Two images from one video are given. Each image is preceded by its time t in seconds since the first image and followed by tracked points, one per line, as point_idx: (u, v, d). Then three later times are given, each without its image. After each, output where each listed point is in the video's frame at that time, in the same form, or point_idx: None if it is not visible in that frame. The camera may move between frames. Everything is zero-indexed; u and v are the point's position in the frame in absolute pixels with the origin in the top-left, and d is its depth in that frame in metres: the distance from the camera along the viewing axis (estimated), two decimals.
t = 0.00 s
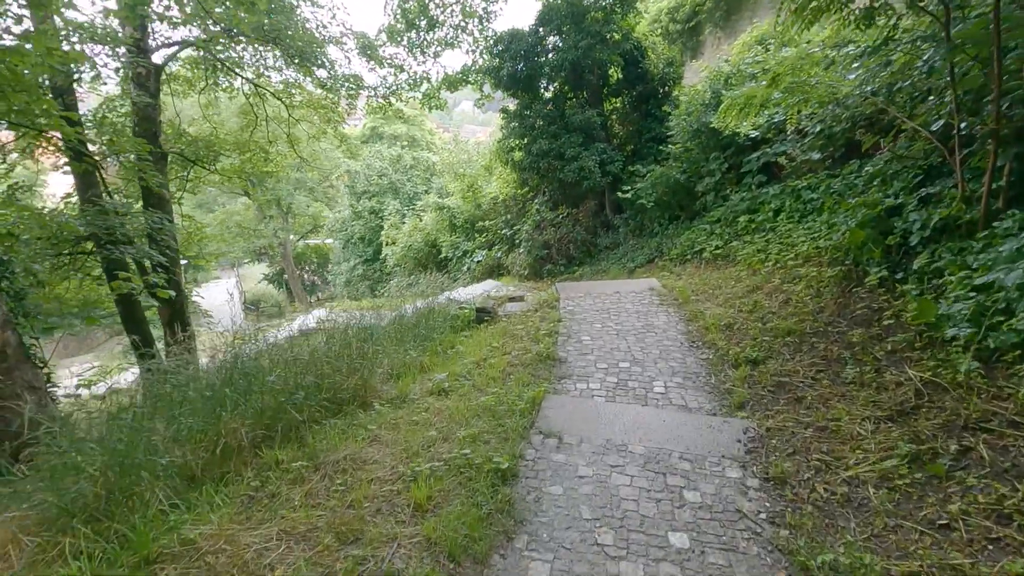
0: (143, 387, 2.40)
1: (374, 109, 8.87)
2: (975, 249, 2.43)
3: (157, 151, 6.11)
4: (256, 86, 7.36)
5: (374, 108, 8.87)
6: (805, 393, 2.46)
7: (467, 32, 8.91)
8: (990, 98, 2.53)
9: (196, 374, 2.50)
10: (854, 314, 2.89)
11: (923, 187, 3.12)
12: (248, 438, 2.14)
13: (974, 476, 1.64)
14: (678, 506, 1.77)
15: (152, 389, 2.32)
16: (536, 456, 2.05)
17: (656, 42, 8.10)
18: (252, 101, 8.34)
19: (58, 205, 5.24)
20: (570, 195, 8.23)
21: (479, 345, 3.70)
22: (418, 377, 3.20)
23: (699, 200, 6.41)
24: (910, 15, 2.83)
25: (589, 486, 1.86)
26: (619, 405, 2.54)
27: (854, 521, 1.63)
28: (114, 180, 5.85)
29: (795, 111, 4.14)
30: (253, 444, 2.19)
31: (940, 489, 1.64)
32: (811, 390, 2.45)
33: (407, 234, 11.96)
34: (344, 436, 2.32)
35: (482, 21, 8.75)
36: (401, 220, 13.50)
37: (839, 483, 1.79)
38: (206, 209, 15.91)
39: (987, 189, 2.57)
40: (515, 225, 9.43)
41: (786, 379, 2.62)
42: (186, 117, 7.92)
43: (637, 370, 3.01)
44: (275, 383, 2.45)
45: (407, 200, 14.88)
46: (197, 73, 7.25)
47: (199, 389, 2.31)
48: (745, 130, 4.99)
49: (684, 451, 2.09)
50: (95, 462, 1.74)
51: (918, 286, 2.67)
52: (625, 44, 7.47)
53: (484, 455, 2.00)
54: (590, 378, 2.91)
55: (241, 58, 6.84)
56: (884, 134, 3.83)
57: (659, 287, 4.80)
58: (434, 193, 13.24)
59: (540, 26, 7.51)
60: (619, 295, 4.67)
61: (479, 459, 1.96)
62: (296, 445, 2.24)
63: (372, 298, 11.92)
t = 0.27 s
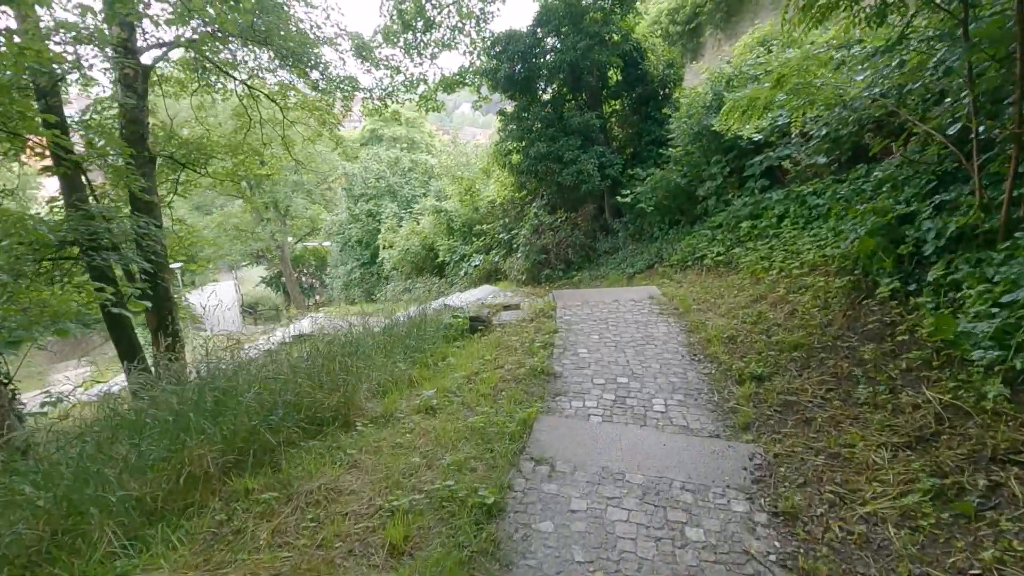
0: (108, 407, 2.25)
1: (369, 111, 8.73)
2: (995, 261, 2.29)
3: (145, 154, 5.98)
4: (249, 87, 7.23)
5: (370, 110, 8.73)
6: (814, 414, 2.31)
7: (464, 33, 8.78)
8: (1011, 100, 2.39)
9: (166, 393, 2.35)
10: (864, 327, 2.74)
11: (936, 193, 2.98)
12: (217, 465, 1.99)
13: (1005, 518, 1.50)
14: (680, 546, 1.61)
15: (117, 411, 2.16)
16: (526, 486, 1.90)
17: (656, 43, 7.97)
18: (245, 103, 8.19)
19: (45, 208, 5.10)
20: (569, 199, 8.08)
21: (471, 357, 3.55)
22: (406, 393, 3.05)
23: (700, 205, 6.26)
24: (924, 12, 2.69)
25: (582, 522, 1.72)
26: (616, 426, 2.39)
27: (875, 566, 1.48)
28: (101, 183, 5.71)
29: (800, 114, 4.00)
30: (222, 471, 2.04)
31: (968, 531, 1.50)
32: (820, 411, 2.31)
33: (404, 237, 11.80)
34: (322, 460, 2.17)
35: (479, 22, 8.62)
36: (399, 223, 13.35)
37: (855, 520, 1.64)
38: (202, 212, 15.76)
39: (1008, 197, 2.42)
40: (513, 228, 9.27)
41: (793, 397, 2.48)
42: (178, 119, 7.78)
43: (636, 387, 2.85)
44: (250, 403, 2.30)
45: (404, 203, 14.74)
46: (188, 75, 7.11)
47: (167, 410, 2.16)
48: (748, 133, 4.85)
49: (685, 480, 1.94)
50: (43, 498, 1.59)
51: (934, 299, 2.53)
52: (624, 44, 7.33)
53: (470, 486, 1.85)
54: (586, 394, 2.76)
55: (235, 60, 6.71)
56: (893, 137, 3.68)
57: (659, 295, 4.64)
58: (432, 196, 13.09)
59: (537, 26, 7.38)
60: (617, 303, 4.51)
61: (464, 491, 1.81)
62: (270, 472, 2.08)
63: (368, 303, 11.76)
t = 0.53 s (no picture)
0: (72, 423, 2.11)
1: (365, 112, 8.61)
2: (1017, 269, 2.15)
3: (133, 156, 5.85)
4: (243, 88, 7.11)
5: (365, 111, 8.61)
6: (824, 431, 2.18)
7: (461, 34, 8.66)
8: None
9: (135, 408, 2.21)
10: (875, 338, 2.61)
11: (947, 197, 2.85)
12: (185, 489, 1.85)
13: None
14: None
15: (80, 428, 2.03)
16: (516, 513, 1.76)
17: (656, 43, 7.84)
18: (239, 104, 8.06)
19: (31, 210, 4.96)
20: (567, 201, 7.94)
21: (463, 367, 3.40)
22: (393, 407, 2.90)
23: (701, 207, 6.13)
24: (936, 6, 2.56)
25: (575, 554, 1.58)
26: (613, 444, 2.25)
27: None
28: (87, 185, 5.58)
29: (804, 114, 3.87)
30: (190, 495, 1.90)
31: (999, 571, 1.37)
32: (831, 428, 2.17)
33: (401, 240, 11.66)
34: (299, 483, 2.03)
35: (476, 22, 8.57)
36: (396, 226, 13.22)
37: (873, 555, 1.51)
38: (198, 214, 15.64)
39: None
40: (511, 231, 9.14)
41: (801, 413, 2.34)
42: (170, 120, 7.65)
43: (634, 400, 2.71)
44: (224, 420, 2.16)
45: (402, 205, 14.61)
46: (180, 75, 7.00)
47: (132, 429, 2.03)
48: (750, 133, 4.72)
49: (687, 505, 1.80)
50: None
51: (950, 309, 2.39)
52: (624, 45, 7.21)
53: (455, 513, 1.71)
54: (582, 408, 2.63)
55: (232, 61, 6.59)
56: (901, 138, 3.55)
57: (659, 301, 4.51)
58: (430, 199, 12.96)
59: (535, 26, 7.26)
60: (616, 310, 4.37)
61: (449, 520, 1.67)
62: (243, 496, 1.95)
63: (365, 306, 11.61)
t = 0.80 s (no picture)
0: (39, 443, 1.99)
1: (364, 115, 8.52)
2: None
3: (127, 159, 5.70)
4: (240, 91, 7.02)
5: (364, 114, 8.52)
6: (837, 453, 2.04)
7: (461, 37, 8.57)
8: None
9: (106, 425, 2.09)
10: (888, 351, 2.48)
11: (963, 203, 2.72)
12: (152, 516, 1.73)
13: None
14: None
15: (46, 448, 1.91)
16: (506, 545, 1.63)
17: (658, 45, 7.74)
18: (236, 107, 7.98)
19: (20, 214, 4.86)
20: (568, 206, 7.83)
21: (458, 378, 3.28)
22: (383, 421, 2.78)
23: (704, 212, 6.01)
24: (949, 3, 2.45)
25: None
26: (612, 466, 2.12)
27: None
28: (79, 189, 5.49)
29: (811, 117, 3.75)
30: (159, 521, 1.78)
31: None
32: (844, 450, 2.04)
33: (401, 245, 11.54)
34: (276, 507, 1.91)
35: (476, 24, 8.44)
36: (396, 230, 13.11)
37: None
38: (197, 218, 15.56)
39: None
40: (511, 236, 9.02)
41: (812, 432, 2.20)
42: (167, 123, 7.56)
43: (635, 416, 2.58)
44: (200, 439, 2.04)
45: (402, 209, 14.51)
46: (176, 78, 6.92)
47: (101, 449, 1.91)
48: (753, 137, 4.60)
49: (691, 536, 1.67)
50: None
51: (968, 321, 2.26)
52: (625, 47, 7.11)
53: (440, 546, 1.59)
54: (580, 424, 2.50)
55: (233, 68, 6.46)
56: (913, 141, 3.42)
57: (661, 309, 4.38)
58: (430, 203, 12.85)
59: (535, 28, 7.16)
60: (617, 318, 4.24)
61: (433, 554, 1.55)
62: (217, 523, 1.82)
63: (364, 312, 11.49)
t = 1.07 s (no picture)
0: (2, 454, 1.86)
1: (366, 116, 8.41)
2: None
3: (123, 158, 5.28)
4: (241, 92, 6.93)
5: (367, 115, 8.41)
6: (861, 470, 1.88)
7: (465, 37, 8.46)
8: None
9: (75, 435, 1.96)
10: (913, 359, 2.31)
11: (991, 201, 2.55)
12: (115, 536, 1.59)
13: None
14: None
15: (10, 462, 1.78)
16: (499, 573, 1.48)
17: (664, 45, 7.60)
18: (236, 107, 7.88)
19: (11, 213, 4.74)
20: (572, 208, 7.68)
21: (455, 385, 3.13)
22: (375, 431, 2.63)
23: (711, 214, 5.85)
24: None
25: None
26: (617, 483, 1.96)
27: None
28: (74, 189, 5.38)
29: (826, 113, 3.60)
30: (126, 542, 1.64)
31: None
32: (870, 467, 1.88)
33: (403, 247, 11.41)
34: (254, 526, 1.76)
35: (480, 24, 8.36)
36: (399, 233, 12.99)
37: None
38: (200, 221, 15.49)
39: None
40: (514, 239, 8.87)
41: (833, 446, 2.04)
42: (166, 123, 7.47)
43: (642, 427, 2.42)
44: (175, 451, 1.90)
45: (406, 212, 14.40)
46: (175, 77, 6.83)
47: (66, 463, 1.77)
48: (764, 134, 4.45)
49: (704, 564, 1.52)
50: None
51: (1004, 328, 2.09)
52: (630, 46, 6.97)
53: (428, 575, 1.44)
54: (583, 436, 2.35)
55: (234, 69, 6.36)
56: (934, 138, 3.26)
57: (668, 313, 4.22)
58: (433, 205, 12.73)
59: (539, 27, 7.03)
60: (622, 323, 4.09)
61: None
62: (189, 545, 1.68)
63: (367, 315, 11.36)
